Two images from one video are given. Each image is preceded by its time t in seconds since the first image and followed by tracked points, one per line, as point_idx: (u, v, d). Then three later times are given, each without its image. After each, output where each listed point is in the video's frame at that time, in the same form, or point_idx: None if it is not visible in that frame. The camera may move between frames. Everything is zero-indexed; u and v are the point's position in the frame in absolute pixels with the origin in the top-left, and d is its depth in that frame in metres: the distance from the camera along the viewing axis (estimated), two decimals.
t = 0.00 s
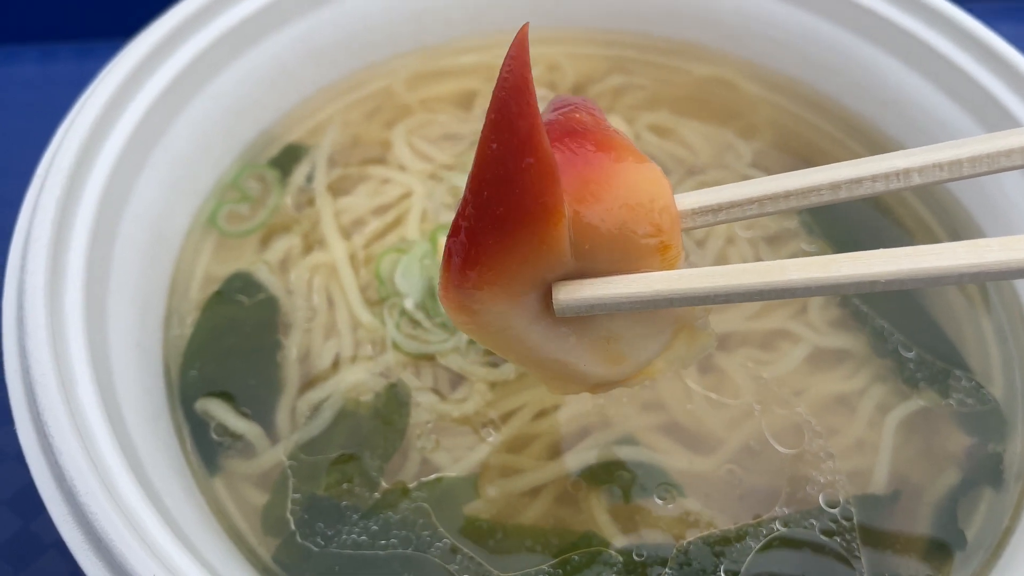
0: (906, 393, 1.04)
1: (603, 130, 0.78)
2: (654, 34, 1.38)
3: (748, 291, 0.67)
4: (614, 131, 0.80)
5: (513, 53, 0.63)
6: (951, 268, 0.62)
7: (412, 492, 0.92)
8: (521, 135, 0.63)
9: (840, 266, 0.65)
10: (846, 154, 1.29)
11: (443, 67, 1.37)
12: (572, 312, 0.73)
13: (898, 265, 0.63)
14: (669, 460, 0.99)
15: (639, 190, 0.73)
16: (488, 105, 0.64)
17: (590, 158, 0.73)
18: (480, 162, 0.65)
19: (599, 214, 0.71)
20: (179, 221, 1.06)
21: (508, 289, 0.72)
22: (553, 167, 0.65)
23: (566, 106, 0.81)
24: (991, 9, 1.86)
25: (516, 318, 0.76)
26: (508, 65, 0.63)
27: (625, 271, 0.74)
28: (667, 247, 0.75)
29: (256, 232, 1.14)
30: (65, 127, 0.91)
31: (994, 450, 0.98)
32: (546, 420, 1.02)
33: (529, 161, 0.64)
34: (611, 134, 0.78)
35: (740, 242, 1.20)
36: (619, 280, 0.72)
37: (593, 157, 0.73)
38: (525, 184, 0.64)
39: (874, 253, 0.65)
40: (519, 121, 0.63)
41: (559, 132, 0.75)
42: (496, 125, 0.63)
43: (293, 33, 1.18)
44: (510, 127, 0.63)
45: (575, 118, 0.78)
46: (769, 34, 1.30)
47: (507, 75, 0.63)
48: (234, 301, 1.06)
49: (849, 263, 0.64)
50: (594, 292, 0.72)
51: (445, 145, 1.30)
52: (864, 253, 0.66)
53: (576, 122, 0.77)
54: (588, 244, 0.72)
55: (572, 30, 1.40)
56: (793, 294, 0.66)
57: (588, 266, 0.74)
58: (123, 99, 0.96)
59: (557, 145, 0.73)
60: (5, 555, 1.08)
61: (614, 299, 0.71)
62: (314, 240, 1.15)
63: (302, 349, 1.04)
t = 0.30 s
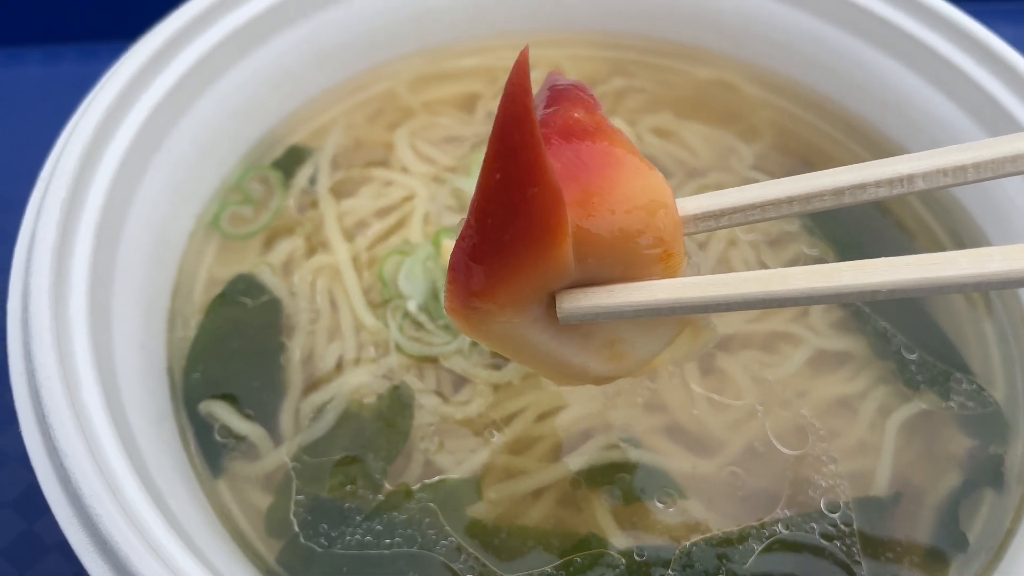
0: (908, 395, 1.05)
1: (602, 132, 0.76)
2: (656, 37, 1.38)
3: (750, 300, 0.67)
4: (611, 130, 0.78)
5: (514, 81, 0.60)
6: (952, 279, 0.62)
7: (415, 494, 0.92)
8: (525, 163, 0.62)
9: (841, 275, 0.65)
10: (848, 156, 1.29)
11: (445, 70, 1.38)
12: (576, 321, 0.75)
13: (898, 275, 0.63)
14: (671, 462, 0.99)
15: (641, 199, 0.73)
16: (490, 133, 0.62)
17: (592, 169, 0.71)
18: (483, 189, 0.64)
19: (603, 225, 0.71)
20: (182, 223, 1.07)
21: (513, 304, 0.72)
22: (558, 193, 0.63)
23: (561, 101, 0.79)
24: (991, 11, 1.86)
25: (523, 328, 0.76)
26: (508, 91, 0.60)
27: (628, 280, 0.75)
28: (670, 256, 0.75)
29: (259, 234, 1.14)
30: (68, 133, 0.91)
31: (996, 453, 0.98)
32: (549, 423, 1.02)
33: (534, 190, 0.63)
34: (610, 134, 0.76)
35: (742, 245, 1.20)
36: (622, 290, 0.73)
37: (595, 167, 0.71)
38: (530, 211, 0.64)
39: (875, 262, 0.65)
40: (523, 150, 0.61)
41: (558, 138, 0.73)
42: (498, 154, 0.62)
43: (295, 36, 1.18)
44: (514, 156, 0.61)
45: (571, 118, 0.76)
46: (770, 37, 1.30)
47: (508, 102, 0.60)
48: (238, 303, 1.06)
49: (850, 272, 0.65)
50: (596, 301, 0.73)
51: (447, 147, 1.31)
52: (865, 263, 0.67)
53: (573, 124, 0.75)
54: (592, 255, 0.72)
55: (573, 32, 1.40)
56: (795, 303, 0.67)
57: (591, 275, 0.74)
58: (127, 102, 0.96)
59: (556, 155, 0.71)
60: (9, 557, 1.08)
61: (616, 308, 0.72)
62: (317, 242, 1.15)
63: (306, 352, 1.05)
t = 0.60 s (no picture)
0: (910, 398, 1.05)
1: (605, 141, 0.76)
2: (658, 40, 1.39)
3: (751, 305, 0.68)
4: (614, 137, 0.78)
5: (520, 99, 0.60)
6: (950, 286, 0.63)
7: (419, 497, 0.92)
8: (532, 179, 0.62)
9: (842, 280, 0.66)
10: (849, 159, 1.29)
11: (448, 73, 1.38)
12: (580, 324, 0.75)
13: (897, 282, 0.64)
14: (673, 465, 1.00)
15: (646, 206, 0.73)
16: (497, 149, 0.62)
17: (598, 179, 0.71)
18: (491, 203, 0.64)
19: (609, 232, 0.71)
20: (187, 226, 1.07)
21: (519, 311, 0.73)
22: (565, 207, 0.64)
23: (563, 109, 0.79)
24: (990, 12, 1.87)
25: (528, 330, 0.76)
26: (514, 108, 0.60)
27: (632, 284, 0.75)
28: (674, 260, 0.76)
29: (263, 238, 1.15)
30: (73, 137, 0.92)
31: (998, 456, 0.99)
32: (552, 426, 1.03)
33: (541, 206, 0.63)
34: (613, 143, 0.77)
35: (743, 248, 1.21)
36: (625, 294, 0.74)
37: (601, 176, 0.71)
38: (537, 226, 0.64)
39: (875, 269, 0.66)
40: (530, 166, 0.62)
41: (562, 147, 0.73)
42: (506, 170, 0.62)
43: (298, 40, 1.19)
44: (521, 172, 0.62)
45: (574, 127, 0.76)
46: (771, 40, 1.30)
47: (514, 120, 0.60)
48: (242, 306, 1.07)
49: (851, 278, 0.66)
50: (600, 306, 0.74)
51: (450, 150, 1.31)
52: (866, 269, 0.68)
53: (576, 133, 0.76)
54: (597, 263, 0.72)
55: (576, 35, 1.40)
56: (796, 308, 0.68)
57: (596, 279, 0.74)
58: (132, 105, 0.96)
59: (560, 164, 0.71)
60: (14, 559, 1.09)
61: (620, 312, 0.73)
62: (320, 246, 1.16)
63: (310, 354, 1.05)
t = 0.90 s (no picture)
0: (911, 400, 1.06)
1: (606, 143, 0.76)
2: (660, 42, 1.39)
3: (755, 306, 0.69)
4: (615, 138, 0.78)
5: (525, 113, 0.60)
6: (953, 287, 0.63)
7: (422, 499, 0.93)
8: (539, 192, 0.62)
9: (846, 283, 0.67)
10: (850, 162, 1.30)
11: (450, 76, 1.39)
12: (585, 325, 0.76)
13: (899, 284, 0.65)
14: (675, 467, 1.00)
15: (650, 210, 0.73)
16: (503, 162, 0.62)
17: (602, 184, 0.71)
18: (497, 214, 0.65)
19: (614, 236, 0.71)
20: (191, 229, 1.08)
21: (526, 315, 0.73)
22: (572, 218, 0.64)
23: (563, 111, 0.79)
24: (990, 15, 1.87)
25: (534, 331, 0.77)
26: (520, 123, 0.60)
27: (637, 286, 0.76)
28: (679, 262, 0.76)
29: (267, 240, 1.15)
30: (78, 140, 0.92)
31: (998, 458, 0.99)
32: (554, 428, 1.03)
33: (548, 217, 0.64)
34: (615, 144, 0.77)
35: (745, 251, 1.21)
36: (629, 295, 0.74)
37: (605, 181, 0.72)
38: (543, 236, 0.65)
39: (879, 270, 0.67)
40: (537, 179, 0.62)
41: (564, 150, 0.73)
42: (513, 183, 0.62)
43: (301, 42, 1.19)
44: (527, 185, 0.62)
45: (575, 129, 0.77)
46: (772, 44, 1.31)
47: (520, 134, 0.60)
48: (246, 308, 1.07)
49: (854, 280, 0.67)
50: (604, 307, 0.74)
51: (452, 153, 1.31)
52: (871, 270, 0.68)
53: (577, 135, 0.76)
54: (603, 267, 0.72)
55: (577, 38, 1.41)
56: (800, 310, 0.69)
57: (602, 282, 0.75)
58: (136, 108, 0.96)
59: (564, 167, 0.71)
60: (18, 561, 1.09)
61: (624, 313, 0.74)
62: (323, 248, 1.16)
63: (313, 357, 1.06)
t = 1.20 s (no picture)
0: (914, 405, 1.05)
1: (607, 152, 0.74)
2: (662, 45, 1.39)
3: (754, 316, 0.69)
4: (616, 146, 0.76)
5: (527, 160, 0.62)
6: (954, 299, 0.63)
7: (425, 504, 0.92)
8: (542, 230, 0.64)
9: (845, 294, 0.67)
10: (852, 164, 1.30)
11: (451, 79, 1.39)
12: (589, 333, 0.77)
13: (898, 295, 0.65)
14: (678, 472, 1.00)
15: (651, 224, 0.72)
16: (506, 206, 0.64)
17: (602, 203, 0.70)
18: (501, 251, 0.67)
19: (614, 254, 0.70)
20: (193, 233, 1.07)
21: (529, 332, 0.75)
22: (574, 253, 0.66)
23: (562, 115, 0.76)
24: (992, 17, 1.87)
25: (538, 341, 0.77)
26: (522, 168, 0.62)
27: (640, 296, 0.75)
28: (680, 273, 0.76)
29: (268, 244, 1.15)
30: (79, 144, 0.92)
31: (1001, 463, 0.99)
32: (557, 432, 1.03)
33: (553, 254, 0.66)
34: (615, 153, 0.74)
35: (747, 254, 1.21)
36: (631, 304, 0.74)
37: (606, 199, 0.70)
38: (547, 271, 0.67)
39: (878, 281, 0.67)
40: (541, 216, 0.63)
41: (564, 164, 0.71)
42: (517, 226, 0.65)
43: (302, 45, 1.19)
44: (532, 222, 0.64)
45: (574, 138, 0.74)
46: (774, 46, 1.31)
47: (521, 179, 0.62)
48: (247, 312, 1.07)
49: (853, 292, 0.67)
50: (606, 317, 0.75)
51: (454, 155, 1.31)
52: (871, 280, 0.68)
53: (577, 145, 0.73)
54: (605, 284, 0.73)
55: (579, 41, 1.40)
56: (801, 320, 0.69)
57: (604, 293, 0.74)
58: (137, 112, 0.96)
59: (563, 185, 0.70)
60: (19, 565, 1.09)
61: (626, 323, 0.74)
62: (325, 252, 1.16)
63: (315, 361, 1.05)
